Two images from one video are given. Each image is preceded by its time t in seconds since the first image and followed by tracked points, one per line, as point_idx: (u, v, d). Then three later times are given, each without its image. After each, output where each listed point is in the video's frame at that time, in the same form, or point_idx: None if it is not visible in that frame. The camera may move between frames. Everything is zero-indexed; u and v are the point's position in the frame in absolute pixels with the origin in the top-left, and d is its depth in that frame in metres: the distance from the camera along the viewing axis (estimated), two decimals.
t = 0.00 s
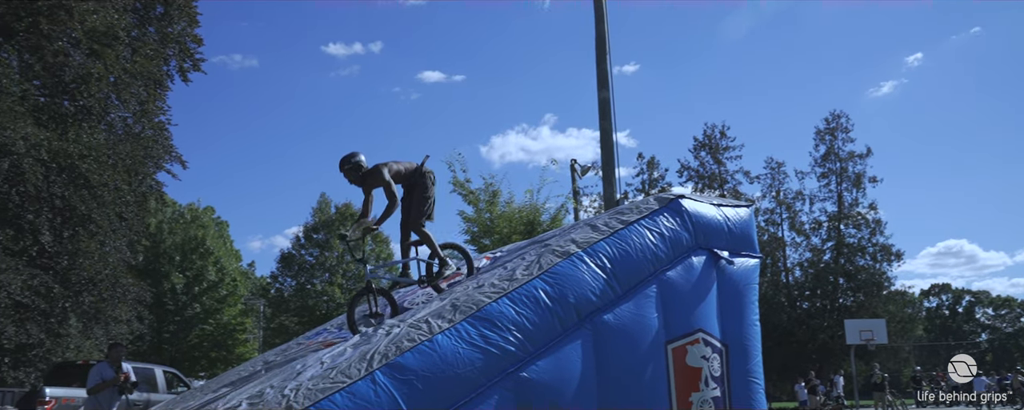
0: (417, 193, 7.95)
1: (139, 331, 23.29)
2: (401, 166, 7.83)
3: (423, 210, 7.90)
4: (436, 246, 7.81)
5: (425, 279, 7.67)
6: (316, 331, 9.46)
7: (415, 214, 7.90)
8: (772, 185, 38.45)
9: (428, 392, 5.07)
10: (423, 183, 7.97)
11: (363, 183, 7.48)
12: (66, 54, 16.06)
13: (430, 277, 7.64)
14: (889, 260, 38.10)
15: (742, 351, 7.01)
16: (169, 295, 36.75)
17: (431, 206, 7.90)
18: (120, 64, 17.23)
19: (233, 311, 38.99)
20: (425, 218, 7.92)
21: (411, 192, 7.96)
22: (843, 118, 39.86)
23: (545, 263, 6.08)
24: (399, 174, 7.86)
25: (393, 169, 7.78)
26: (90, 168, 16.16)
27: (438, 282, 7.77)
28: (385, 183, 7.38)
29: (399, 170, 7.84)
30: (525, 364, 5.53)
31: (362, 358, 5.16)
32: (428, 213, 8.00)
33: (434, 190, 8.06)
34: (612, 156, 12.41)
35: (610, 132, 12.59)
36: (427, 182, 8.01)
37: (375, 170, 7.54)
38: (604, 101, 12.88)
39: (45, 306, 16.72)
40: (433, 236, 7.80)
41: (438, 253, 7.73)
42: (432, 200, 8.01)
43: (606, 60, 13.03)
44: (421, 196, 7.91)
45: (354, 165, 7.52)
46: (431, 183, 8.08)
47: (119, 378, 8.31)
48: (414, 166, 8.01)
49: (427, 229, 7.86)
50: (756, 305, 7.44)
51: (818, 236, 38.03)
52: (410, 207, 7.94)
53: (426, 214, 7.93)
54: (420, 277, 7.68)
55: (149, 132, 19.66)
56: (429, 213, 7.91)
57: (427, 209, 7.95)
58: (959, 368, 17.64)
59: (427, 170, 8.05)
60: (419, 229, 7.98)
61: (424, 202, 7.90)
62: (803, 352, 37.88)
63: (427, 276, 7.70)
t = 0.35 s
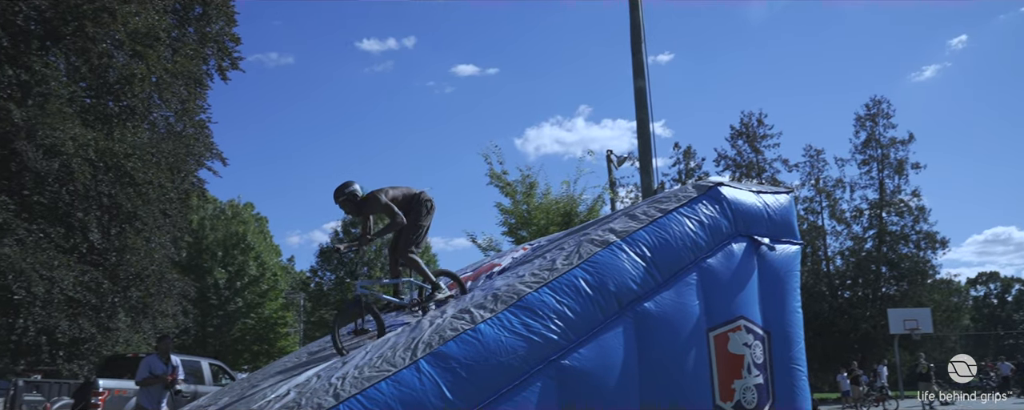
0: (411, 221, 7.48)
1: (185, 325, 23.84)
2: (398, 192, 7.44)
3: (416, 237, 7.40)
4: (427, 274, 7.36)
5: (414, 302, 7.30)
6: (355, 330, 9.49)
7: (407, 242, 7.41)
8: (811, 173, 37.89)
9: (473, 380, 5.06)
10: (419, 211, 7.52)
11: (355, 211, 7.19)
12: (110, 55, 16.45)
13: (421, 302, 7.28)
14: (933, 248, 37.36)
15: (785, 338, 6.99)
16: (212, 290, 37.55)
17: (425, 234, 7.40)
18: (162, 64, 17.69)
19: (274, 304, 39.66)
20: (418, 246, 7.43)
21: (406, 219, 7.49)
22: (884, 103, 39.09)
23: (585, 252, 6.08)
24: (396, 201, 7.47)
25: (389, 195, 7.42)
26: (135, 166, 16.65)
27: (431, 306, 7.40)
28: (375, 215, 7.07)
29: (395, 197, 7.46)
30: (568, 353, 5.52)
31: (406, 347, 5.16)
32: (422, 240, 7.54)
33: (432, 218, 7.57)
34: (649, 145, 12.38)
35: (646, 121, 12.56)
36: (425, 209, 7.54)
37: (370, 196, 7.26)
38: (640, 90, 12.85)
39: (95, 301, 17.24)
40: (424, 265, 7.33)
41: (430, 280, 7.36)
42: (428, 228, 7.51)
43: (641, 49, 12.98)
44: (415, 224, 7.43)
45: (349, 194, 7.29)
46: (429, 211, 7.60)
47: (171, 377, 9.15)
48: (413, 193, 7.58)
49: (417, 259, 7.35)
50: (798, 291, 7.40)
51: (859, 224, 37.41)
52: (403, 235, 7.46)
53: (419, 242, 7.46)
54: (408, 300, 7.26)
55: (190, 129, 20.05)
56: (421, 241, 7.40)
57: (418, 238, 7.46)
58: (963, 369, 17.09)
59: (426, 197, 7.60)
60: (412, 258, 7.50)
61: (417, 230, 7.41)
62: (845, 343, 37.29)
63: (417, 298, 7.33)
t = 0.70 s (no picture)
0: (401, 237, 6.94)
1: (229, 316, 24.36)
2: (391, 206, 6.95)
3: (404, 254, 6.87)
4: (417, 291, 6.92)
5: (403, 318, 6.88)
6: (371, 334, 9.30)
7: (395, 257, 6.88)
8: (852, 157, 37.23)
9: (518, 366, 5.10)
10: (411, 226, 6.98)
11: (346, 223, 6.81)
12: (151, 53, 16.77)
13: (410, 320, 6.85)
14: (981, 232, 36.47)
15: (829, 322, 6.94)
16: (255, 282, 38.30)
17: (415, 252, 6.91)
18: (202, 61, 18.07)
19: (315, 296, 40.30)
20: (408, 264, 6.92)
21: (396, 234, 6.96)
22: (927, 84, 38.21)
23: (625, 237, 6.08)
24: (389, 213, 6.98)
25: (381, 207, 6.96)
26: (179, 162, 17.04)
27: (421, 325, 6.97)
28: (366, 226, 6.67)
29: (390, 209, 6.98)
30: (610, 338, 5.55)
31: (450, 334, 5.21)
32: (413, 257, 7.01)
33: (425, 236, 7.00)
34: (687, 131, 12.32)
35: (683, 107, 12.49)
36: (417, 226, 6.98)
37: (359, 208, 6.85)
38: (677, 76, 12.77)
39: (144, 294, 17.64)
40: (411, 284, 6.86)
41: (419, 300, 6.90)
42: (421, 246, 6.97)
43: (677, 35, 12.89)
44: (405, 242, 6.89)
45: (341, 204, 6.91)
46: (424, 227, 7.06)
47: (219, 369, 9.42)
48: (408, 208, 7.08)
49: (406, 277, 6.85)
50: (841, 275, 7.33)
51: (903, 209, 36.69)
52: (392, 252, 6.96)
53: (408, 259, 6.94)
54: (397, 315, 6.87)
55: (231, 125, 20.45)
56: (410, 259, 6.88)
57: (407, 255, 6.91)
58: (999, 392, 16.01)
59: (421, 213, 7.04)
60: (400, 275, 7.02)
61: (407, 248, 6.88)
62: (889, 329, 36.65)
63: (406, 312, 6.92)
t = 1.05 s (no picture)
0: (393, 250, 7.54)
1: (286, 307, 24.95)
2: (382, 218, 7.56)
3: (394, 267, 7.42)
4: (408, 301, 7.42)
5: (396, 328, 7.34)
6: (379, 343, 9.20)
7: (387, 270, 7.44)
8: (908, 137, 36.19)
9: (574, 350, 5.13)
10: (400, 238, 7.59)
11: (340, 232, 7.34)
12: (203, 52, 17.33)
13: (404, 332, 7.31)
14: None
15: (889, 304, 6.79)
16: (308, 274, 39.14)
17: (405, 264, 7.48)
18: (252, 58, 18.47)
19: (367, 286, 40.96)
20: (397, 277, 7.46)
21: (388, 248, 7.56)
22: (987, 59, 36.86)
23: (679, 221, 6.04)
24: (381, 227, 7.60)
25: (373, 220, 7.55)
26: (232, 157, 17.51)
27: (416, 335, 7.43)
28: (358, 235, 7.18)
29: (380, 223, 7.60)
30: (665, 321, 5.55)
31: (506, 318, 5.26)
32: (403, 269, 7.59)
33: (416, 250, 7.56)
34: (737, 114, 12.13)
35: (732, 89, 12.31)
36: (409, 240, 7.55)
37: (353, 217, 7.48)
38: (725, 58, 12.59)
39: (202, 287, 18.18)
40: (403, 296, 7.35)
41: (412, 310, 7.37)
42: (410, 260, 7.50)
43: (725, 16, 12.70)
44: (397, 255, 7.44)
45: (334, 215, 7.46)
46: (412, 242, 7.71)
47: (279, 359, 9.69)
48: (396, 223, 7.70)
49: (394, 290, 7.36)
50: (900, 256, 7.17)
51: (962, 189, 35.54)
52: (382, 266, 7.51)
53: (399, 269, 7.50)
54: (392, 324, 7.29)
55: (281, 120, 20.85)
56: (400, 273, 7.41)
57: (398, 266, 7.48)
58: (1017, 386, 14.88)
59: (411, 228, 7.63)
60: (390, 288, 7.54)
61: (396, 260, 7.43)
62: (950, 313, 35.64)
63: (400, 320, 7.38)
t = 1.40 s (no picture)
0: (384, 266, 6.54)
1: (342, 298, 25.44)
2: (371, 230, 6.54)
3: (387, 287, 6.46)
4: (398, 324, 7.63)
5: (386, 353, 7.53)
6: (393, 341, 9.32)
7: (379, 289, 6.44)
8: (971, 116, 34.93)
9: (633, 335, 5.13)
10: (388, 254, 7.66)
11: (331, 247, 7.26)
12: (255, 49, 17.65)
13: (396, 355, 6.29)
14: None
15: (955, 288, 6.60)
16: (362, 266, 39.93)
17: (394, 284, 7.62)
18: (303, 55, 18.90)
19: (419, 277, 41.52)
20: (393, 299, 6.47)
21: (378, 264, 6.58)
22: None
23: (737, 205, 5.97)
24: (369, 241, 6.56)
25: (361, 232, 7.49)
26: (286, 152, 17.96)
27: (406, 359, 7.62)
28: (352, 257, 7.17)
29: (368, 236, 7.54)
30: (724, 306, 5.50)
31: (565, 304, 5.26)
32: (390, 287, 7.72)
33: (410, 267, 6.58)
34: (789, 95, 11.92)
35: (784, 72, 12.07)
36: (401, 254, 6.56)
37: (339, 230, 6.49)
38: (777, 40, 12.35)
39: (260, 279, 18.55)
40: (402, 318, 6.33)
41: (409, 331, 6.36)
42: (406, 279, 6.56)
43: None
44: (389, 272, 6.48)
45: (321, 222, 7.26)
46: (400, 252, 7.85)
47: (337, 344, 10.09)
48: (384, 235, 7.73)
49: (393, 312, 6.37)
50: (968, 238, 6.95)
51: None
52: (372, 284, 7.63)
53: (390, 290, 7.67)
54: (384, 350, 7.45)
55: (333, 114, 21.16)
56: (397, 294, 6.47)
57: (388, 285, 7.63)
58: None
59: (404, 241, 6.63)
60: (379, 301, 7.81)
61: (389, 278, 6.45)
62: (1018, 299, 34.39)
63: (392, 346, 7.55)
